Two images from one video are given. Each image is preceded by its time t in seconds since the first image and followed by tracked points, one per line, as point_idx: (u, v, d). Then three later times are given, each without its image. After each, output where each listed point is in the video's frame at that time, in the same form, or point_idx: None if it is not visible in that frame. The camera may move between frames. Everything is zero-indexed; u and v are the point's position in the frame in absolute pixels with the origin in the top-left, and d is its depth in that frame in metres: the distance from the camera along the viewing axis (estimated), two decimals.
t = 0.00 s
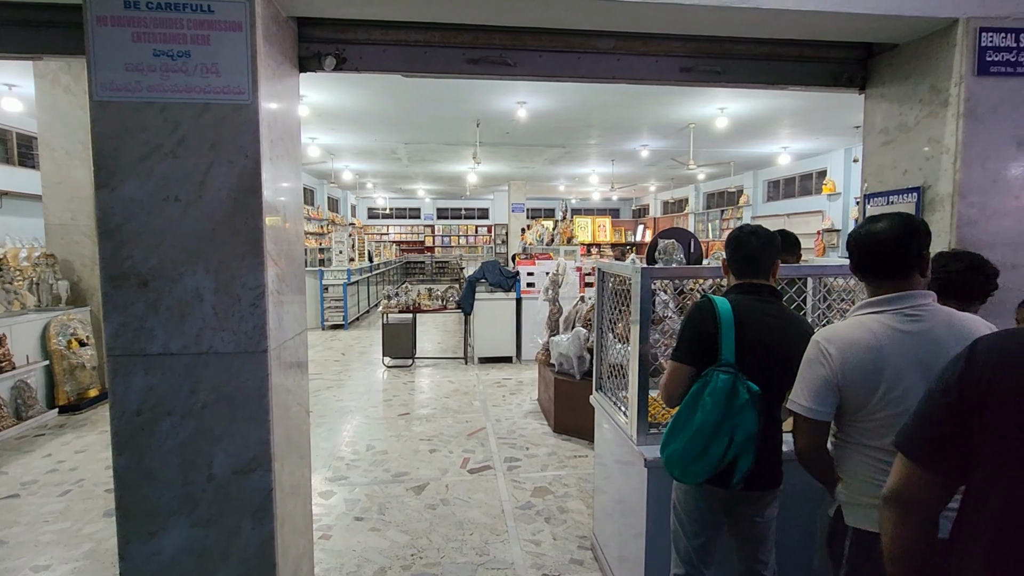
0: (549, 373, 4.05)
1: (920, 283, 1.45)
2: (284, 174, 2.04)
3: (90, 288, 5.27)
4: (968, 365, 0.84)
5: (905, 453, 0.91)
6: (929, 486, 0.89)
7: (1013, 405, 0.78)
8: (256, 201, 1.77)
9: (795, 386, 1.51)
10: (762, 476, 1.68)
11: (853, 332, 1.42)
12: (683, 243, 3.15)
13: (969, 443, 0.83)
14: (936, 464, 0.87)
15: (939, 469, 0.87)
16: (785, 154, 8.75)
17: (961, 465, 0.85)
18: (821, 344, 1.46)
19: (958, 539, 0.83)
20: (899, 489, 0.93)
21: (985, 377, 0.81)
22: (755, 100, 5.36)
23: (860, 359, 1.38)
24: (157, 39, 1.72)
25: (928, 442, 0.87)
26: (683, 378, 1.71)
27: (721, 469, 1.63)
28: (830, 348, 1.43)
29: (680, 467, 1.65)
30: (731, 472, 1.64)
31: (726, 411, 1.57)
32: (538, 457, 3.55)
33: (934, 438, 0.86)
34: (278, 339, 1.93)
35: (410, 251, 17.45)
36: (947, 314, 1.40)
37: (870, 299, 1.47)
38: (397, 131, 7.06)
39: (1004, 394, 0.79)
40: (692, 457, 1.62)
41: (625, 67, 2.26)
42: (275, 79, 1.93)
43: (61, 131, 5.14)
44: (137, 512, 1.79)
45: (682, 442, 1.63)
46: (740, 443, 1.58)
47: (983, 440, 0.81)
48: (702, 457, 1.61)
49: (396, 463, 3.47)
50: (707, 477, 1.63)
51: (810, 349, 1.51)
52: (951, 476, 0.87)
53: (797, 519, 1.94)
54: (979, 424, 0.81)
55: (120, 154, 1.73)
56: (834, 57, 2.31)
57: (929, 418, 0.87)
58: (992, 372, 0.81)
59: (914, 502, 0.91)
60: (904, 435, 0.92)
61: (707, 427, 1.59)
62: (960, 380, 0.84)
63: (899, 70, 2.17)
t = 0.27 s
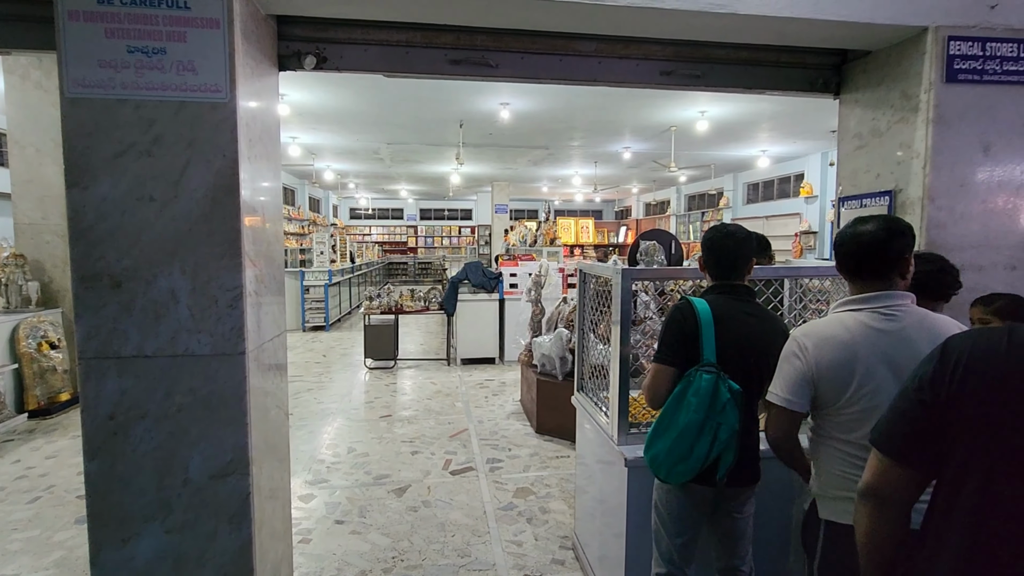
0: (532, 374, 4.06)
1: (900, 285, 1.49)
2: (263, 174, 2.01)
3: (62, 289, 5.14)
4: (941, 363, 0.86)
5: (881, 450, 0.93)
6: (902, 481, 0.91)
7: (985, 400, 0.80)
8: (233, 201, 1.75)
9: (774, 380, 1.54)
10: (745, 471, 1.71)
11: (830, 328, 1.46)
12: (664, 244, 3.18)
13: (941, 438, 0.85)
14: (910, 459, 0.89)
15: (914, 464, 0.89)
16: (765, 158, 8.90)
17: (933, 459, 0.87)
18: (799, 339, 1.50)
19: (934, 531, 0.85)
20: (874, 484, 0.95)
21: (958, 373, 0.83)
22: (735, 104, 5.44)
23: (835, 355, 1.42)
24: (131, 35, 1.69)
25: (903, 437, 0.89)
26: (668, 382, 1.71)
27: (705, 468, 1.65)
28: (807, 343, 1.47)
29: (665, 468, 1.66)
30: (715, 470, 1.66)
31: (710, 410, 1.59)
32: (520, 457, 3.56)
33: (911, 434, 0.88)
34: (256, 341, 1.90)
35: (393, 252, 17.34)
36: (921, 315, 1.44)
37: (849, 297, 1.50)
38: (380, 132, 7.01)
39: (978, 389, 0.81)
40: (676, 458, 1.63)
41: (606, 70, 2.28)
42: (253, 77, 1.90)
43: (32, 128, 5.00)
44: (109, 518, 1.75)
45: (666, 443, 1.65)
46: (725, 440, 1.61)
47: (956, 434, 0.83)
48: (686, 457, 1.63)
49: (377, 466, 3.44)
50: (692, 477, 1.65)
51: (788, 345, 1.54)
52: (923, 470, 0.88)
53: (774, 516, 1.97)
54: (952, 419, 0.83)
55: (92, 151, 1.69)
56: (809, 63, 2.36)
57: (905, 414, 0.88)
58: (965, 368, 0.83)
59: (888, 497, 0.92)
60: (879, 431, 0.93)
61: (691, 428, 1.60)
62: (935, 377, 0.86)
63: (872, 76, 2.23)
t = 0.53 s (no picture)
0: (514, 376, 4.07)
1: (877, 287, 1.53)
2: (240, 174, 1.98)
3: (31, 292, 4.99)
4: (914, 366, 0.86)
5: (855, 454, 0.93)
6: (877, 483, 0.92)
7: (960, 404, 0.81)
8: (209, 201, 1.72)
9: (754, 376, 1.57)
10: (723, 470, 1.74)
11: (809, 327, 1.49)
12: (644, 246, 3.21)
13: (915, 441, 0.86)
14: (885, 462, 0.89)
15: (889, 467, 0.90)
16: (743, 161, 9.04)
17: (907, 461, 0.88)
18: (780, 336, 1.53)
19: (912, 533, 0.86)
20: (849, 486, 0.95)
21: (931, 377, 0.84)
22: (714, 107, 5.52)
23: (813, 352, 1.45)
24: (103, 31, 1.65)
25: (879, 442, 0.89)
26: (648, 384, 1.73)
27: (685, 468, 1.67)
28: (787, 341, 1.50)
29: (646, 469, 1.68)
30: (694, 469, 1.68)
31: (689, 411, 1.62)
32: (502, 459, 3.56)
33: (887, 437, 0.88)
34: (233, 344, 1.87)
35: (374, 253, 17.21)
36: (896, 317, 1.48)
37: (828, 297, 1.54)
38: (361, 132, 6.96)
39: (952, 394, 0.81)
40: (657, 458, 1.65)
41: (586, 73, 2.30)
42: (230, 75, 1.88)
43: None
44: (80, 526, 1.71)
45: (647, 444, 1.66)
46: (704, 440, 1.63)
47: (931, 438, 0.84)
48: (667, 457, 1.65)
49: (358, 469, 3.41)
50: (672, 476, 1.67)
51: (769, 342, 1.57)
52: (898, 471, 0.89)
53: (751, 514, 2.00)
54: (928, 421, 0.84)
55: (62, 150, 1.65)
56: (784, 68, 2.41)
57: (880, 419, 0.88)
58: (937, 372, 0.83)
59: (865, 500, 0.93)
60: (852, 435, 0.93)
61: (671, 428, 1.62)
62: (908, 381, 0.86)
63: (844, 83, 2.28)
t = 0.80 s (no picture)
0: (496, 377, 4.06)
1: (848, 290, 1.57)
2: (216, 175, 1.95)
3: None
4: (890, 369, 0.86)
5: (831, 455, 0.93)
6: (853, 485, 0.92)
7: (939, 408, 0.82)
8: (183, 203, 1.69)
9: (733, 378, 1.59)
10: (702, 471, 1.76)
11: (786, 330, 1.51)
12: (625, 247, 3.24)
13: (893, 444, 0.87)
14: (862, 464, 0.90)
15: (865, 468, 0.90)
16: (722, 164, 9.17)
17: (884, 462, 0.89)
18: (758, 340, 1.54)
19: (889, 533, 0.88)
20: (825, 486, 0.96)
21: (908, 380, 0.84)
22: (693, 111, 5.59)
23: (791, 355, 1.48)
24: (72, 28, 1.61)
25: (856, 445, 0.89)
26: (628, 385, 1.74)
27: (664, 468, 1.68)
28: (766, 344, 1.51)
29: (626, 470, 1.69)
30: (673, 470, 1.70)
31: (668, 412, 1.63)
32: (484, 461, 3.55)
33: (864, 440, 0.88)
34: (208, 348, 1.84)
35: (355, 255, 17.06)
36: (868, 319, 1.52)
37: (803, 299, 1.57)
38: (342, 132, 6.89)
39: (931, 397, 0.82)
40: (636, 459, 1.66)
41: (566, 76, 2.31)
42: (206, 75, 1.85)
43: None
44: (47, 536, 1.66)
45: (627, 445, 1.68)
46: (682, 441, 1.65)
47: (908, 440, 0.85)
48: (646, 458, 1.66)
49: (338, 473, 3.38)
50: (651, 477, 1.68)
51: (746, 345, 1.59)
52: (874, 473, 0.90)
53: (728, 512, 2.03)
54: (907, 424, 0.85)
55: (28, 149, 1.60)
56: (760, 74, 2.45)
57: (857, 420, 0.89)
58: (916, 375, 0.84)
59: (839, 502, 0.94)
60: (829, 436, 0.93)
61: (651, 429, 1.64)
62: (885, 383, 0.86)
63: (817, 89, 2.33)
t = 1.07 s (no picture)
0: (477, 379, 4.05)
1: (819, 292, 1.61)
2: (190, 175, 1.91)
3: None
4: (868, 368, 0.88)
5: (809, 452, 0.94)
6: (828, 481, 0.93)
7: (914, 407, 0.83)
8: (155, 203, 1.65)
9: (711, 380, 1.59)
10: (679, 470, 1.78)
11: (765, 332, 1.53)
12: (606, 248, 3.26)
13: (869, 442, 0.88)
14: (838, 462, 0.91)
15: (841, 466, 0.91)
16: (701, 166, 9.29)
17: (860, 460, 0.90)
18: (736, 342, 1.55)
19: (864, 529, 0.90)
20: (801, 483, 0.96)
21: (885, 379, 0.86)
22: (672, 113, 5.65)
23: (769, 356, 1.50)
24: (37, 23, 1.57)
25: (833, 443, 0.90)
26: (606, 385, 1.75)
27: (642, 467, 1.70)
28: (745, 347, 1.53)
29: (605, 469, 1.70)
30: (651, 469, 1.72)
31: (646, 412, 1.65)
32: (465, 463, 3.54)
33: (840, 437, 0.89)
34: (181, 352, 1.80)
35: (336, 256, 16.88)
36: (841, 320, 1.56)
37: (778, 302, 1.59)
38: (321, 132, 6.81)
39: (907, 396, 0.84)
40: (615, 458, 1.68)
41: (545, 78, 2.32)
42: (179, 73, 1.81)
43: None
44: (10, 547, 1.60)
45: (605, 445, 1.69)
46: (660, 441, 1.67)
47: (884, 438, 0.86)
48: (624, 457, 1.67)
49: (317, 477, 3.33)
50: (629, 476, 1.70)
51: (725, 347, 1.60)
52: (850, 471, 0.91)
53: (706, 510, 2.05)
54: (882, 421, 0.86)
55: None
56: (737, 77, 2.48)
57: (834, 417, 0.90)
58: (891, 372, 0.85)
59: (815, 499, 0.95)
60: (806, 433, 0.94)
61: (629, 429, 1.65)
62: (862, 380, 0.88)
63: (792, 93, 2.38)
